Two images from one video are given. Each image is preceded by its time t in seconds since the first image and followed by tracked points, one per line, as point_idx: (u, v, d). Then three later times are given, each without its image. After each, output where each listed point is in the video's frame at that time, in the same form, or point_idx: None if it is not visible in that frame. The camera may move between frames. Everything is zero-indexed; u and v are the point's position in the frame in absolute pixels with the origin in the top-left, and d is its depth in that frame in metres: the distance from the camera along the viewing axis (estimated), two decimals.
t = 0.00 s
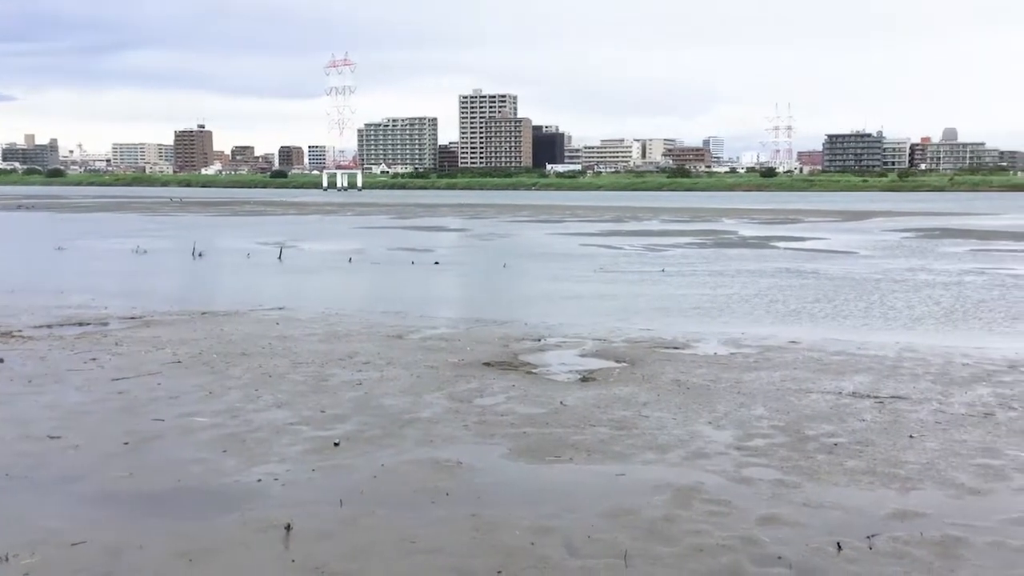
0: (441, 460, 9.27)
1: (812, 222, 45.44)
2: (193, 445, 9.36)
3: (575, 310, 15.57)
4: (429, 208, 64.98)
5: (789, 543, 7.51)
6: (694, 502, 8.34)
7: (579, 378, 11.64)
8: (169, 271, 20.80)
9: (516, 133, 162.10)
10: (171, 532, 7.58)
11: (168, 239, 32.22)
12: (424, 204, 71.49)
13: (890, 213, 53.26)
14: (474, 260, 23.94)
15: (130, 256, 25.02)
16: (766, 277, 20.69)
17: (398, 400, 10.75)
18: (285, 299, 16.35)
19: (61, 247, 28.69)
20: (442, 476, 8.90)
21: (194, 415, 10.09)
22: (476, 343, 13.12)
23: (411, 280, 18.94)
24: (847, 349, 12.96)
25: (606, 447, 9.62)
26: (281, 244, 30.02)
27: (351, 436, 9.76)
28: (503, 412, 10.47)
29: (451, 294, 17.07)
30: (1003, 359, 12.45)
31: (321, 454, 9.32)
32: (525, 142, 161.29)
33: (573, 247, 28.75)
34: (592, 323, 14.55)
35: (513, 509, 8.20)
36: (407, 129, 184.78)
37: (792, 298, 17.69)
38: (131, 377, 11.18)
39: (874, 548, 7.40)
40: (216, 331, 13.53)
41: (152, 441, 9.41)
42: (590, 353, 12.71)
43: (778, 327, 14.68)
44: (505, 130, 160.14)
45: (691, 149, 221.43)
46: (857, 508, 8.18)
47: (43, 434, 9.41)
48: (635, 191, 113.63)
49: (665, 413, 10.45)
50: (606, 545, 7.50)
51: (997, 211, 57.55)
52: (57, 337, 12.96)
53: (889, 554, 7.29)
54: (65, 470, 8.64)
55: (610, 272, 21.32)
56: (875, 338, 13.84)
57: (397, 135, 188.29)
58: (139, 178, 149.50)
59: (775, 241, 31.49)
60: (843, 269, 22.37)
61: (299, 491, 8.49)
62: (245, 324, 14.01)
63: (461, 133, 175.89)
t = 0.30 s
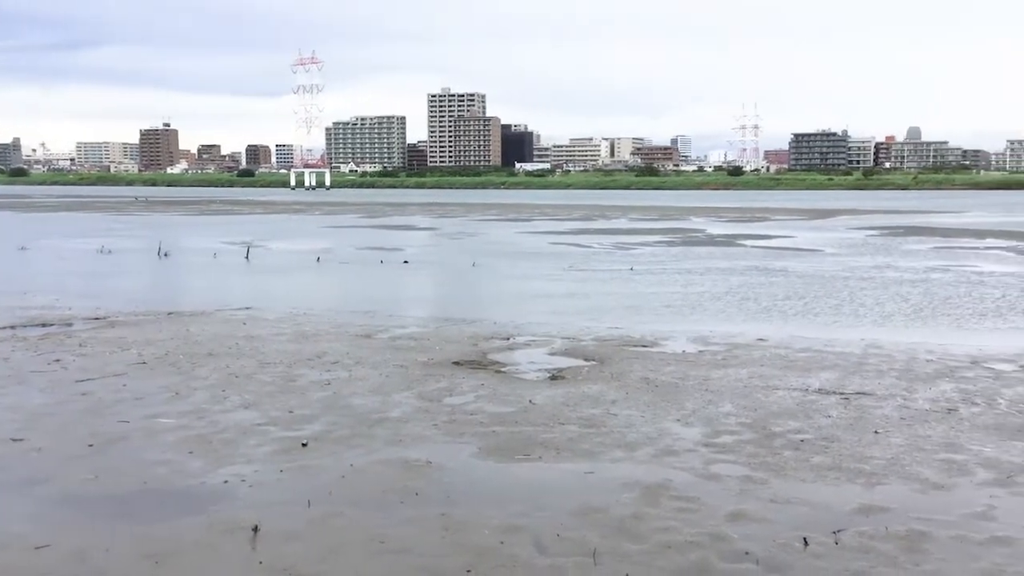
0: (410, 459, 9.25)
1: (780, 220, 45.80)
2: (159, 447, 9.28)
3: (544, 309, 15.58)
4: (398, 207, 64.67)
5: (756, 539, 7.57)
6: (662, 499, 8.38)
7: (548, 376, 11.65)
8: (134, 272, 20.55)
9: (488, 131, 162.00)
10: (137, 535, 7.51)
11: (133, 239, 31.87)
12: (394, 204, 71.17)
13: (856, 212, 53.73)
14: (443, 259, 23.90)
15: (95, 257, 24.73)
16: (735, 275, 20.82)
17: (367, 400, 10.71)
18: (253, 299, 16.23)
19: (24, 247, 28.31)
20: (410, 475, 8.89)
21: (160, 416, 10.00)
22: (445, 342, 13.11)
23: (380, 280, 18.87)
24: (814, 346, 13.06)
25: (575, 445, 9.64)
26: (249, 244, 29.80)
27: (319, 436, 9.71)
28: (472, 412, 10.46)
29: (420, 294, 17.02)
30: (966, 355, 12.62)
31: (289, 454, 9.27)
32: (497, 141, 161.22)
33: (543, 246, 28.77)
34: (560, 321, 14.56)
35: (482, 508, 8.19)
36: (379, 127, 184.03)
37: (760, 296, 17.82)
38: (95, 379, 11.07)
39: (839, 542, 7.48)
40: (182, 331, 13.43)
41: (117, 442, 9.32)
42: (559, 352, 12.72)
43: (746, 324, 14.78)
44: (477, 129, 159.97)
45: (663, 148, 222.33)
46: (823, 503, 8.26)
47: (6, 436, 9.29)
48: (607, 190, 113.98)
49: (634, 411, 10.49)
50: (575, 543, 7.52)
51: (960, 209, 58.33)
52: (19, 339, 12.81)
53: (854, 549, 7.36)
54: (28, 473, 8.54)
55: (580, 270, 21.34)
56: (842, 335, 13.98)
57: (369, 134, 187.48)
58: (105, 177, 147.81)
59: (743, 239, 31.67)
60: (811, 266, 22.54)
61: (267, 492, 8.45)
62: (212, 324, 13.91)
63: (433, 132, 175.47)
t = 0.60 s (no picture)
0: (378, 460, 9.21)
1: (748, 219, 46.13)
2: (124, 449, 9.18)
3: (514, 309, 15.58)
4: (367, 206, 64.34)
5: (724, 537, 7.61)
6: (631, 498, 8.40)
7: (517, 376, 11.66)
8: (98, 273, 20.30)
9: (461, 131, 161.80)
10: (101, 538, 7.42)
11: (98, 239, 31.48)
12: (364, 203, 70.91)
13: (822, 212, 54.27)
14: (412, 259, 23.82)
15: (58, 257, 24.40)
16: (704, 274, 20.96)
17: (335, 401, 10.66)
18: (220, 299, 16.10)
19: None
20: (379, 476, 8.85)
21: (125, 418, 9.89)
22: (414, 342, 13.07)
23: (349, 280, 18.78)
24: (781, 345, 13.16)
25: (544, 444, 9.65)
26: (216, 244, 29.55)
27: (287, 437, 9.65)
28: (441, 412, 10.44)
29: (388, 294, 16.95)
30: (930, 353, 12.78)
31: (256, 456, 9.20)
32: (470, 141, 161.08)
33: (513, 246, 28.78)
34: (530, 321, 14.58)
35: (451, 508, 8.18)
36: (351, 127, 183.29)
37: (728, 295, 17.95)
38: (59, 381, 10.93)
39: (806, 539, 7.53)
40: (148, 332, 13.29)
41: (81, 445, 9.21)
42: (528, 351, 12.73)
43: (715, 323, 14.87)
44: (449, 128, 159.78)
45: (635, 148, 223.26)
46: (790, 500, 8.32)
47: None
48: (578, 189, 114.20)
49: (603, 410, 10.51)
50: (544, 542, 7.52)
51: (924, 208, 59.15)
52: None
53: (820, 545, 7.42)
54: None
55: (550, 269, 21.37)
56: (809, 333, 14.11)
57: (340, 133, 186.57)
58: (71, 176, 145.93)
59: (711, 239, 31.86)
60: (778, 266, 22.72)
61: (234, 494, 8.37)
62: (178, 325, 13.78)
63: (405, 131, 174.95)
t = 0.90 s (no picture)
0: (342, 456, 9.17)
1: (711, 215, 46.50)
2: (82, 446, 9.05)
3: (478, 304, 15.58)
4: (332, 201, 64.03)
5: (686, 530, 7.66)
6: (594, 492, 8.43)
7: (482, 371, 11.65)
8: (55, 268, 19.98)
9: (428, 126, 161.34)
10: (58, 537, 7.31)
11: (55, 234, 30.98)
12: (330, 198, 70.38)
13: (785, 207, 54.79)
14: (376, 254, 23.72)
15: (14, 252, 23.98)
16: (669, 269, 21.08)
17: (297, 397, 10.59)
18: (181, 295, 15.92)
19: None
20: (342, 472, 8.81)
21: (83, 415, 9.76)
22: (378, 338, 13.02)
23: (312, 275, 18.66)
24: (743, 339, 13.28)
25: (508, 439, 9.66)
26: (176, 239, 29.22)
27: (249, 434, 9.58)
28: (404, 407, 10.41)
29: (352, 289, 16.87)
30: (888, 347, 12.96)
31: (218, 452, 9.12)
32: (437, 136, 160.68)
33: (478, 241, 28.77)
34: (494, 316, 14.58)
35: (414, 504, 8.16)
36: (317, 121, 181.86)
37: (693, 290, 18.07)
38: (15, 378, 10.76)
39: (768, 532, 7.60)
40: (107, 328, 13.11)
41: (38, 443, 9.07)
42: (493, 347, 12.74)
43: (678, 318, 14.96)
44: (417, 123, 159.23)
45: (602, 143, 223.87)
46: (752, 493, 8.39)
47: None
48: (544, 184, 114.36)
49: (567, 405, 10.54)
50: (507, 537, 7.53)
51: (882, 204, 60.01)
52: None
53: (781, 538, 7.49)
54: None
55: (515, 264, 21.40)
56: (771, 327, 14.25)
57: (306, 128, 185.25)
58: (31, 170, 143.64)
59: (675, 234, 32.07)
60: (741, 261, 22.91)
61: (195, 491, 8.29)
62: (137, 321, 13.61)
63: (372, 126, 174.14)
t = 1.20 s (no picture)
0: (302, 456, 9.09)
1: (673, 213, 46.76)
2: (36, 448, 8.90)
3: (441, 302, 15.56)
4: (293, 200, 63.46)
5: (648, 526, 7.68)
6: (556, 490, 8.44)
7: (444, 370, 11.62)
8: (9, 266, 19.62)
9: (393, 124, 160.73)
10: (10, 540, 7.18)
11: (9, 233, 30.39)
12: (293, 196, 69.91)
13: (746, 206, 55.32)
14: (338, 252, 23.58)
15: None
16: (632, 267, 21.16)
17: (257, 397, 10.50)
18: (141, 294, 15.71)
19: None
20: (303, 472, 8.73)
21: (37, 416, 9.60)
22: (339, 336, 12.95)
23: (273, 274, 18.51)
24: (704, 337, 13.37)
25: (471, 438, 9.63)
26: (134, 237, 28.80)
27: (209, 434, 9.48)
28: (366, 406, 10.36)
29: (314, 287, 16.75)
30: (847, 344, 13.11)
31: (177, 453, 9.01)
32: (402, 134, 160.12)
33: (441, 239, 28.71)
34: (457, 314, 14.56)
35: (375, 504, 8.11)
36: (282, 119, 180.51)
37: (655, 288, 18.16)
38: None
39: (728, 528, 7.66)
40: (62, 328, 12.91)
41: None
42: (455, 345, 12.72)
43: (640, 316, 15.03)
44: (383, 121, 158.62)
45: (568, 142, 224.48)
46: (713, 490, 8.45)
47: None
48: (508, 183, 114.37)
49: (530, 403, 10.55)
50: (469, 535, 7.51)
51: (842, 203, 60.83)
52: None
53: (740, 534, 7.54)
54: None
55: (478, 263, 21.38)
56: (732, 325, 14.36)
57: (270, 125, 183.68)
58: None
59: (637, 232, 32.26)
60: (703, 259, 23.08)
61: (152, 493, 8.18)
62: (94, 320, 13.42)
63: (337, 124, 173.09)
